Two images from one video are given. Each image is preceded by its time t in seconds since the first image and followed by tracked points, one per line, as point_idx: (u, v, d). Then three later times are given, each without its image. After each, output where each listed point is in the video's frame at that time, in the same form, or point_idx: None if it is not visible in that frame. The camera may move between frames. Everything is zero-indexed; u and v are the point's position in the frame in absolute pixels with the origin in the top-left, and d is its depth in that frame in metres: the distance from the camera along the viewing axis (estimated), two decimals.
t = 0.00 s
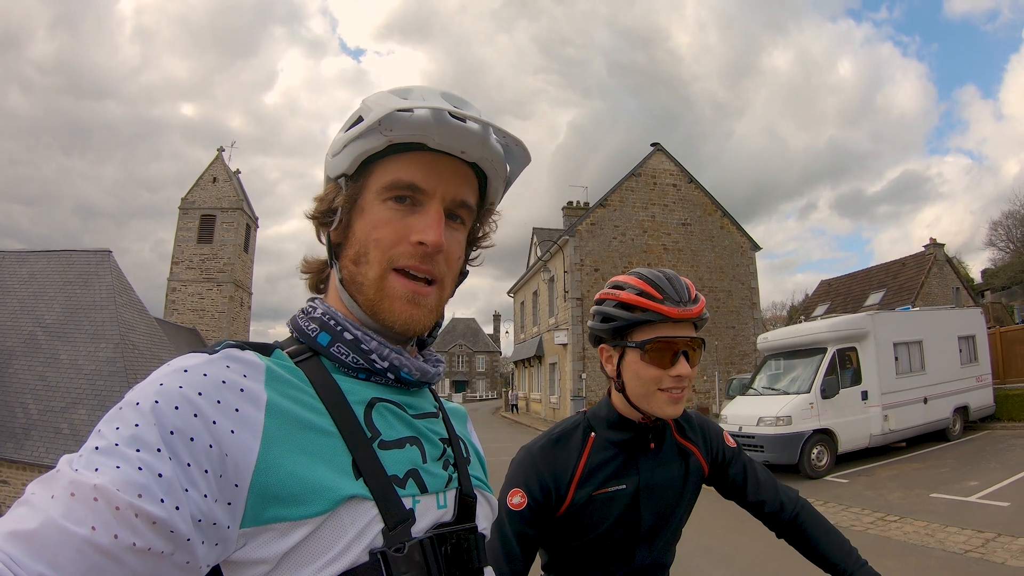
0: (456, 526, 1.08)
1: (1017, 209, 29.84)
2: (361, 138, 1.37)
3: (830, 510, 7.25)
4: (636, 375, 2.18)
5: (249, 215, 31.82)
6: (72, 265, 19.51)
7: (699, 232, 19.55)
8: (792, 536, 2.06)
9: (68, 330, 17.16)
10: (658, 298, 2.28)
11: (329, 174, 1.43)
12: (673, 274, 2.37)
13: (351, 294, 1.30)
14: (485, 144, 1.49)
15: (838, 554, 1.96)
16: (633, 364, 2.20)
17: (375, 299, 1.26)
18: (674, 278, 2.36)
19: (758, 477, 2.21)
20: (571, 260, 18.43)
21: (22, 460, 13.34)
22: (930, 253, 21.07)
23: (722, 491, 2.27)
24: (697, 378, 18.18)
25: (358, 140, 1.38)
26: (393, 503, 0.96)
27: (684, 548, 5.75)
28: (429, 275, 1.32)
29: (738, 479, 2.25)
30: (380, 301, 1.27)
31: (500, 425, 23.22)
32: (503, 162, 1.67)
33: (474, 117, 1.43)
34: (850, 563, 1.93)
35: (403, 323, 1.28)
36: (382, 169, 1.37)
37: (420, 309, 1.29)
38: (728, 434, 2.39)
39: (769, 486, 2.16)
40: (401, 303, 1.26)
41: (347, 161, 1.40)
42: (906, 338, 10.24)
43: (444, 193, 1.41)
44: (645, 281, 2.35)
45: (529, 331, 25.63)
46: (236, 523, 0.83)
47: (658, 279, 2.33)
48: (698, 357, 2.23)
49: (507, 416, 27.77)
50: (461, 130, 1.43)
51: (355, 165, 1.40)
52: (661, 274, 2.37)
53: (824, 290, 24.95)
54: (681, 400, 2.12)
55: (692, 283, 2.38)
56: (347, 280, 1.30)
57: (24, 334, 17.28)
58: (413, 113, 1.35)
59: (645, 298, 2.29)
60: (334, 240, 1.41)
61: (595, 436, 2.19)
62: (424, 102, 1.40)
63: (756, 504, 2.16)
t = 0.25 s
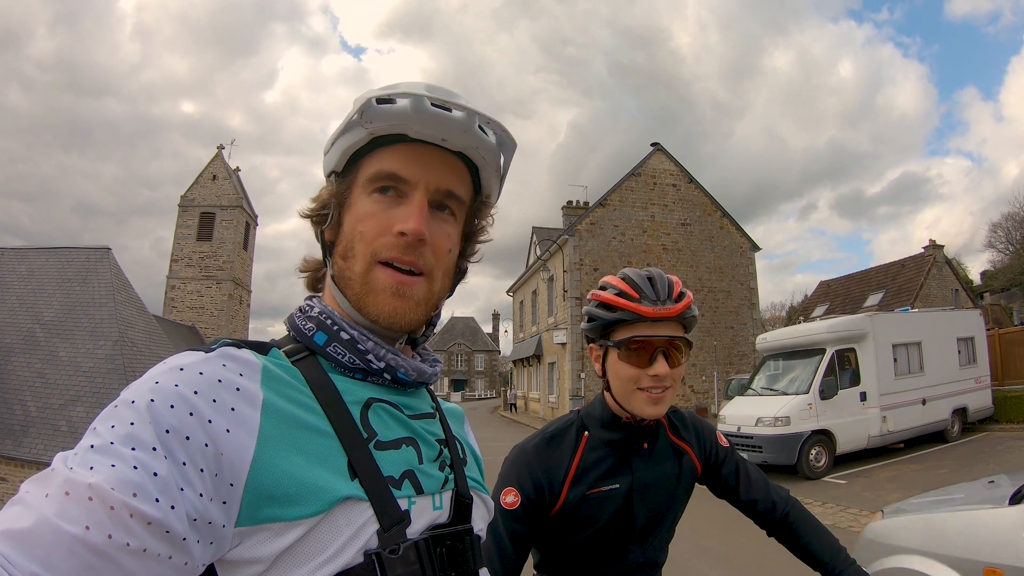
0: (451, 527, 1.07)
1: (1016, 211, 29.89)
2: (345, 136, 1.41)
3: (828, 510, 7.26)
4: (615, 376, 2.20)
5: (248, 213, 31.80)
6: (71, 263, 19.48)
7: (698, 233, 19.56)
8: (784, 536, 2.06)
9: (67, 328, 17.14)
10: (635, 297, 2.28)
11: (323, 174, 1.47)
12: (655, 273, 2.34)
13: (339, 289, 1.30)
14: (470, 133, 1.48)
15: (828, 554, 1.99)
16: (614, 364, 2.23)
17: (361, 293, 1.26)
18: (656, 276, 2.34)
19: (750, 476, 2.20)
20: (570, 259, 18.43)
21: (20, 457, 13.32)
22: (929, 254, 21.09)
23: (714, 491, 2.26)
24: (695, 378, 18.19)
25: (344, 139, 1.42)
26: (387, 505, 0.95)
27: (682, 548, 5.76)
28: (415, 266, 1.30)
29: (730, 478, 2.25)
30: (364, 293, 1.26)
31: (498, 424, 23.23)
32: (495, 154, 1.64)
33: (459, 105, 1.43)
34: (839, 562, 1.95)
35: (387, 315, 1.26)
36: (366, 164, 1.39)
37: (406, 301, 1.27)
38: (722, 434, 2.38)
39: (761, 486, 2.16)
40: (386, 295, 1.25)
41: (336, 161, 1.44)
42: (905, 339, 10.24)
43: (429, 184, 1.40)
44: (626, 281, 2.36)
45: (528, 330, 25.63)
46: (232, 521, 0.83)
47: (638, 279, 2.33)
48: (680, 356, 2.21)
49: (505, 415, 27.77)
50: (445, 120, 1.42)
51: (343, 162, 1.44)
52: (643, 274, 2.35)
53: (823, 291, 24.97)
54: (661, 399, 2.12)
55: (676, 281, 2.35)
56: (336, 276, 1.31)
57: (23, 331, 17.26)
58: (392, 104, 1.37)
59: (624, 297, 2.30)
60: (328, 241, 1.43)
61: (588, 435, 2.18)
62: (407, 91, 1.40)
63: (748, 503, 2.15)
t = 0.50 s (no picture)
0: (453, 525, 1.07)
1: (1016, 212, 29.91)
2: (342, 132, 1.41)
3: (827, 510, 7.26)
4: (601, 373, 2.22)
5: (248, 211, 31.79)
6: (71, 260, 19.47)
7: (698, 232, 19.55)
8: (775, 530, 2.07)
9: (67, 325, 17.13)
10: (620, 295, 2.29)
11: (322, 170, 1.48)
12: (642, 271, 2.34)
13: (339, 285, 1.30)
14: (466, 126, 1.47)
15: (819, 549, 1.99)
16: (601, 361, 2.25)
17: (359, 288, 1.26)
18: (643, 273, 2.33)
19: (745, 472, 2.20)
20: (570, 258, 18.43)
21: (19, 454, 13.31)
22: (929, 255, 21.11)
23: (708, 486, 2.26)
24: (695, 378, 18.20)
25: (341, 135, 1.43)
26: (388, 502, 0.95)
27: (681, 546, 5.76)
28: (413, 261, 1.30)
29: (724, 474, 2.24)
30: (363, 286, 1.25)
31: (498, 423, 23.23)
32: (494, 143, 1.63)
33: (453, 95, 1.43)
34: (830, 557, 1.95)
35: (385, 307, 1.25)
36: (363, 160, 1.39)
37: (404, 294, 1.27)
38: (716, 430, 2.38)
39: (754, 481, 2.16)
40: (383, 288, 1.25)
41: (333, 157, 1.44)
42: (904, 339, 10.25)
43: (426, 177, 1.40)
44: (614, 279, 2.37)
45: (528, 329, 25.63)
46: (230, 518, 0.82)
47: (624, 277, 2.33)
48: (667, 352, 2.19)
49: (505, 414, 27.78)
50: (439, 110, 1.42)
51: (340, 157, 1.44)
52: (630, 272, 2.35)
53: (823, 291, 24.98)
54: (645, 397, 2.11)
55: (664, 278, 2.33)
56: (335, 273, 1.30)
57: (23, 328, 17.25)
58: (386, 96, 1.36)
59: (610, 296, 2.32)
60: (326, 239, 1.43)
61: (583, 431, 2.17)
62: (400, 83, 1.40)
63: (740, 498, 2.16)
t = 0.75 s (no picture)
0: (458, 523, 1.08)
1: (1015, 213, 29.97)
2: (347, 133, 1.42)
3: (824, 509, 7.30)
4: (598, 372, 2.23)
5: (247, 209, 31.75)
6: (70, 257, 19.44)
7: (697, 232, 19.57)
8: (771, 526, 2.08)
9: (66, 322, 17.11)
10: (616, 296, 2.31)
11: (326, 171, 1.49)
12: (639, 272, 2.35)
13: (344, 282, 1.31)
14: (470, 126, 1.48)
15: (814, 546, 2.01)
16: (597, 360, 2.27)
17: (363, 284, 1.26)
18: (640, 274, 2.34)
19: (741, 469, 2.21)
20: (570, 257, 18.44)
21: (18, 451, 13.30)
22: (928, 255, 21.19)
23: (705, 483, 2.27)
24: (693, 377, 18.23)
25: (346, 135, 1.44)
26: (394, 501, 0.96)
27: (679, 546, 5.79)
28: (417, 259, 1.30)
29: (721, 470, 2.25)
30: (367, 282, 1.26)
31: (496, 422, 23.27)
32: (498, 142, 1.63)
33: (456, 96, 1.42)
34: (825, 555, 1.97)
35: (389, 303, 1.26)
36: (368, 159, 1.40)
37: (408, 290, 1.28)
38: (713, 427, 2.38)
39: (750, 479, 2.17)
40: (387, 283, 1.25)
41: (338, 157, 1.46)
42: (903, 340, 10.28)
43: (430, 176, 1.40)
44: (611, 281, 2.39)
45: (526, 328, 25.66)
46: (238, 517, 0.83)
47: (621, 278, 2.35)
48: (664, 352, 2.19)
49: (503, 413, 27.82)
50: (443, 110, 1.42)
51: (345, 158, 1.45)
52: (627, 273, 2.37)
53: (822, 291, 25.04)
54: (640, 396, 2.12)
55: (661, 278, 2.33)
56: (340, 270, 1.32)
57: (22, 325, 17.23)
58: (389, 97, 1.37)
59: (607, 296, 2.34)
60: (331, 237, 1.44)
61: (583, 429, 2.17)
62: (403, 83, 1.40)
63: (738, 495, 2.17)
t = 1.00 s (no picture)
0: (455, 530, 1.07)
1: (1014, 215, 30.03)
2: (352, 136, 1.39)
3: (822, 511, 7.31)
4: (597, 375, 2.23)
5: (246, 207, 31.71)
6: (69, 254, 19.40)
7: (696, 233, 19.58)
8: (770, 530, 2.07)
9: (64, 320, 17.07)
10: (616, 299, 2.31)
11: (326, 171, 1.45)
12: (641, 276, 2.35)
13: (348, 290, 1.29)
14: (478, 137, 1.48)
15: (812, 550, 2.00)
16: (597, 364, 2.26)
17: (370, 292, 1.25)
18: (642, 279, 2.34)
19: (741, 474, 2.21)
20: (569, 257, 18.43)
21: (16, 449, 13.27)
22: (927, 257, 21.13)
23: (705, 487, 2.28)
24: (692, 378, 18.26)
25: (350, 138, 1.41)
26: (391, 509, 0.95)
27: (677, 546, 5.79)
28: (424, 268, 1.29)
29: (721, 475, 2.26)
30: (375, 292, 1.25)
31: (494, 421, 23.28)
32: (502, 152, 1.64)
33: (466, 106, 1.42)
34: (824, 558, 1.95)
35: (395, 314, 1.26)
36: (375, 166, 1.38)
37: (416, 301, 1.27)
38: (713, 432, 2.39)
39: (750, 482, 2.17)
40: (394, 293, 1.25)
41: (341, 159, 1.42)
42: (901, 342, 10.27)
43: (437, 185, 1.40)
44: (612, 285, 2.39)
45: (525, 327, 25.66)
46: (235, 525, 0.82)
47: (622, 282, 2.35)
48: (663, 357, 2.18)
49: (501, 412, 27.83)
50: (452, 120, 1.42)
51: (348, 162, 1.42)
52: (628, 277, 2.37)
53: (820, 293, 25.05)
54: (639, 401, 2.12)
55: (662, 283, 2.32)
56: (343, 276, 1.30)
57: (20, 322, 17.19)
58: (400, 105, 1.36)
59: (607, 301, 2.34)
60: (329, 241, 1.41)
61: (584, 432, 2.16)
62: (413, 92, 1.39)
63: (737, 499, 2.16)
